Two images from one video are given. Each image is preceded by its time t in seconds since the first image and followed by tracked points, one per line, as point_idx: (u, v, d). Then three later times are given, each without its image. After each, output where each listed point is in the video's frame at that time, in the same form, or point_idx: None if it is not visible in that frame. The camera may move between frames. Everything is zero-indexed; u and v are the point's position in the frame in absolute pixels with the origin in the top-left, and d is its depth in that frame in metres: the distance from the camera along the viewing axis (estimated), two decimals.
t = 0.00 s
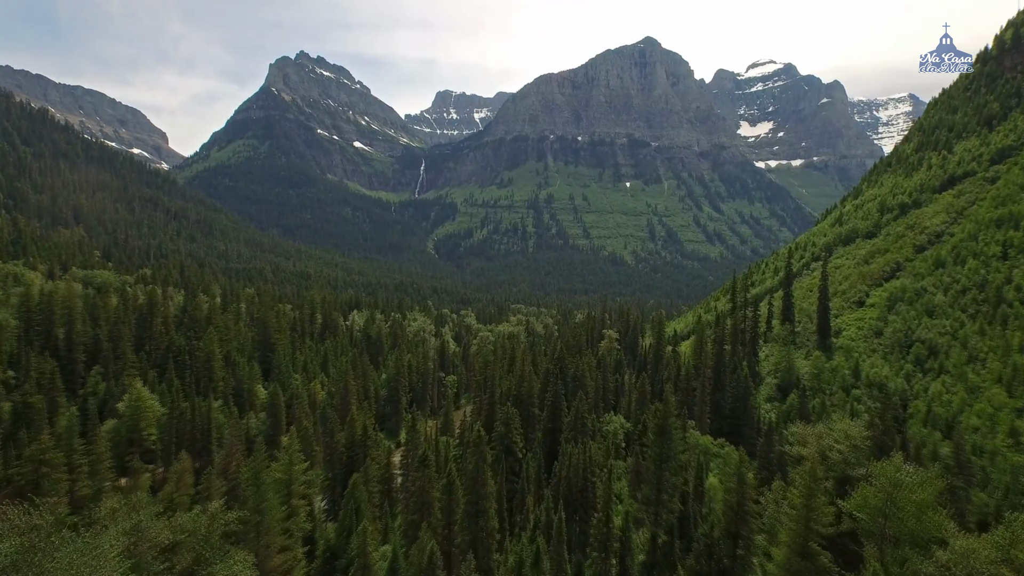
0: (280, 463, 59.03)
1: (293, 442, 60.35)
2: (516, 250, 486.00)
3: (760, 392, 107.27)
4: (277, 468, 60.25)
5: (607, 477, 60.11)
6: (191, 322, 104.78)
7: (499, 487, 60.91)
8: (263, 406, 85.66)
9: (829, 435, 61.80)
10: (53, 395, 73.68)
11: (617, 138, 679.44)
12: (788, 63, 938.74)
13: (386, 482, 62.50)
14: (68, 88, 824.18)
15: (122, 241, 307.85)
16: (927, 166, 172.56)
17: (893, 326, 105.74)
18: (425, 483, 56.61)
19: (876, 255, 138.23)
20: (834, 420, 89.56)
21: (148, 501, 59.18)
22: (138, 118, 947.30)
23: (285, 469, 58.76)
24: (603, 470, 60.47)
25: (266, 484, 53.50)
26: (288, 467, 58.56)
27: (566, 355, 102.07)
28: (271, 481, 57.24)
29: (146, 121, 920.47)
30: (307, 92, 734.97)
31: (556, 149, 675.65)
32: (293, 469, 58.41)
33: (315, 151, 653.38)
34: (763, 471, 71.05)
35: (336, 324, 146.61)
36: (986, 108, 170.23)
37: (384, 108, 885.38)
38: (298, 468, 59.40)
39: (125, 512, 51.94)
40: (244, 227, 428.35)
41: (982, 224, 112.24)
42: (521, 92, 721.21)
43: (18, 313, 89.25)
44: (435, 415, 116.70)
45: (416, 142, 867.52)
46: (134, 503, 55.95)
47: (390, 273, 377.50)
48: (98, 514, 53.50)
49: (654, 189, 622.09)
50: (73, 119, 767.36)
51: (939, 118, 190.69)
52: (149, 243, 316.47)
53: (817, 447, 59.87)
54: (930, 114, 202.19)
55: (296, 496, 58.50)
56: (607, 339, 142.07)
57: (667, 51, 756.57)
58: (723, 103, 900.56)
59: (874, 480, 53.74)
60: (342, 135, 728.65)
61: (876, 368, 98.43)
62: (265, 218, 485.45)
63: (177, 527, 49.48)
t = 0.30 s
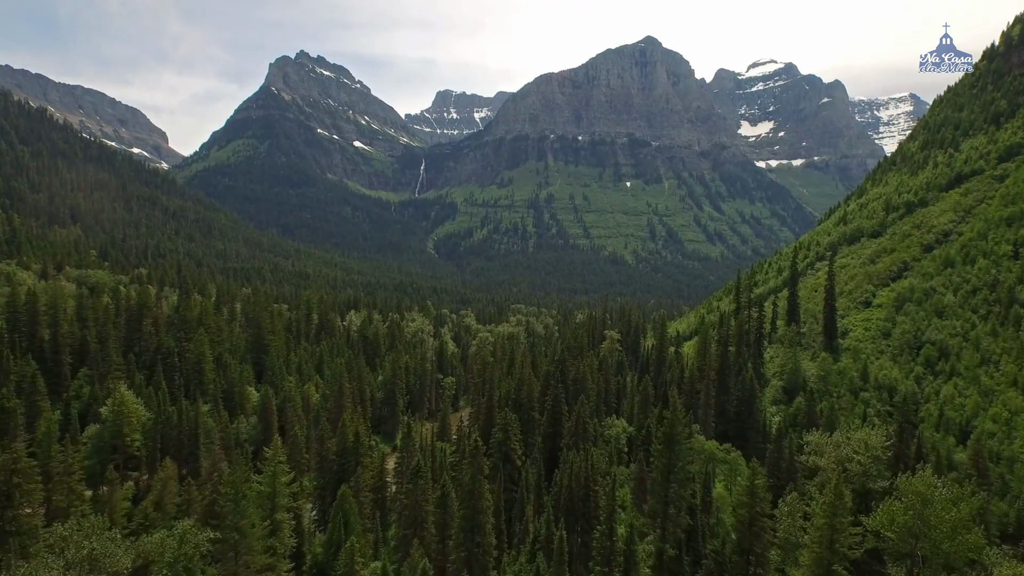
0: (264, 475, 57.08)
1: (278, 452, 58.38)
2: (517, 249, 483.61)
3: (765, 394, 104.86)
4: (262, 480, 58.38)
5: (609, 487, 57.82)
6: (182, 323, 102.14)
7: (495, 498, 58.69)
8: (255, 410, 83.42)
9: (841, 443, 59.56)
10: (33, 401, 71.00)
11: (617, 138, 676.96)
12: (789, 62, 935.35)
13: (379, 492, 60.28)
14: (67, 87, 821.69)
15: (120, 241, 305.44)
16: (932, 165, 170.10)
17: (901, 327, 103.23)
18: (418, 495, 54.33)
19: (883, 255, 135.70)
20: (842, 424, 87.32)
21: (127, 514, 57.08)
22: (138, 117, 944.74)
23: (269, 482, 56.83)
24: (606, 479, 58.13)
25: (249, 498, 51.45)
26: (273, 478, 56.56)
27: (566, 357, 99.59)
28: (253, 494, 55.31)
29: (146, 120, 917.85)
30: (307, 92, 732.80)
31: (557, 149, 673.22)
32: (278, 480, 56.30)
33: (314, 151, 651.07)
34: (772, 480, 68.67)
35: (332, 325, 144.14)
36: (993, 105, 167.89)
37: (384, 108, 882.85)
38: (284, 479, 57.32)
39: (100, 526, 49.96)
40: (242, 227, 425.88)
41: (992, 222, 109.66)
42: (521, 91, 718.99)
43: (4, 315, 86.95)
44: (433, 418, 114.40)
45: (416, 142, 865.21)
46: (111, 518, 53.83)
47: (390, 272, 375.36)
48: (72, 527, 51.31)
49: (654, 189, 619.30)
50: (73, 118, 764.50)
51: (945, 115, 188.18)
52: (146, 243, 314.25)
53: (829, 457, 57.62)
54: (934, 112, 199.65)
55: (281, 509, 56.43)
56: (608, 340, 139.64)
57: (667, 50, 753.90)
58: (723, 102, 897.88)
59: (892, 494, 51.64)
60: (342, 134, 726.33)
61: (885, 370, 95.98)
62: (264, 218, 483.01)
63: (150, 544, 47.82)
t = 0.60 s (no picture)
0: (246, 488, 54.72)
1: (260, 463, 55.88)
2: (517, 249, 480.97)
3: (771, 397, 102.59)
4: (240, 492, 56.03)
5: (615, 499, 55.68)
6: (173, 324, 99.87)
7: (491, 511, 56.32)
8: (246, 414, 81.12)
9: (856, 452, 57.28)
10: (13, 405, 69.59)
11: (618, 137, 674.75)
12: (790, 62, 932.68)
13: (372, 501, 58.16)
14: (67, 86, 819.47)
15: (117, 240, 303.00)
16: (938, 163, 167.78)
17: (910, 328, 100.61)
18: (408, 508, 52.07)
19: (889, 254, 133.14)
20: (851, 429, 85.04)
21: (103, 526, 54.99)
22: (138, 117, 942.53)
23: (251, 495, 54.43)
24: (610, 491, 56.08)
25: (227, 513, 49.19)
26: (252, 492, 54.19)
27: (568, 359, 97.26)
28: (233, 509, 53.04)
29: (146, 120, 915.20)
30: (307, 91, 730.66)
31: (557, 148, 671.03)
32: (259, 493, 53.97)
33: (314, 150, 648.80)
34: (781, 486, 66.76)
35: (329, 325, 141.91)
36: (1000, 103, 165.58)
37: (384, 107, 880.37)
38: (266, 491, 54.98)
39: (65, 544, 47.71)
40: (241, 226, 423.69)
41: (1002, 221, 107.00)
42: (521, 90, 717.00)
43: None
44: (431, 421, 112.27)
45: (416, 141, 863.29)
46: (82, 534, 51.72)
47: (390, 272, 373.23)
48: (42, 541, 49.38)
49: (655, 189, 616.78)
50: (72, 117, 761.68)
51: (950, 113, 185.81)
52: (144, 242, 312.02)
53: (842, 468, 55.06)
54: (939, 110, 197.08)
55: (263, 523, 54.26)
56: (610, 341, 137.41)
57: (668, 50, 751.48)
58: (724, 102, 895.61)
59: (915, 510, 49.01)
60: (342, 134, 724.08)
61: (894, 372, 93.30)
62: (263, 217, 480.57)
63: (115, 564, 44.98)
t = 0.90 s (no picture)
0: (224, 503, 52.44)
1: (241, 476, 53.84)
2: (517, 248, 478.52)
3: (776, 399, 100.37)
4: (222, 506, 53.85)
5: (619, 511, 53.27)
6: (162, 324, 97.59)
7: (488, 523, 53.84)
8: (236, 418, 79.83)
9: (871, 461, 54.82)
10: None
11: (618, 137, 672.61)
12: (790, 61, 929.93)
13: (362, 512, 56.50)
14: (66, 86, 816.51)
15: (114, 239, 300.56)
16: (943, 162, 165.33)
17: (918, 329, 98.29)
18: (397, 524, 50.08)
19: (895, 253, 130.68)
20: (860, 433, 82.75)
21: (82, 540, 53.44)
22: (137, 116, 939.37)
23: (229, 511, 52.12)
24: (612, 502, 53.88)
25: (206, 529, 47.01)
26: (232, 506, 52.04)
27: (569, 360, 94.99)
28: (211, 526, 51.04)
29: (145, 119, 912.06)
30: (306, 90, 728.18)
31: (557, 147, 668.87)
32: (239, 507, 51.87)
33: (314, 150, 646.53)
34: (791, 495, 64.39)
35: (325, 326, 139.44)
36: (1005, 101, 163.45)
37: (383, 107, 877.74)
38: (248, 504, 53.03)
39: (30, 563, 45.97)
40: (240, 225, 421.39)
41: (1012, 219, 104.37)
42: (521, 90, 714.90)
43: None
44: (428, 423, 110.06)
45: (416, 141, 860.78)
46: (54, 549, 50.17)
47: (389, 271, 371.29)
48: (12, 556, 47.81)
49: (655, 188, 614.45)
50: (71, 117, 758.89)
51: (955, 111, 183.61)
52: (142, 241, 309.82)
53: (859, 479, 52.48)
54: (944, 108, 194.71)
55: (243, 539, 52.27)
56: (611, 342, 135.33)
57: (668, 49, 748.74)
58: (725, 101, 893.33)
59: (943, 528, 45.86)
60: (342, 133, 721.92)
61: (903, 375, 90.95)
62: (261, 216, 478.11)
63: None
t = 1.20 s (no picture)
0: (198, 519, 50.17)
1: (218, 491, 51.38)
2: (517, 248, 476.21)
3: (782, 401, 98.23)
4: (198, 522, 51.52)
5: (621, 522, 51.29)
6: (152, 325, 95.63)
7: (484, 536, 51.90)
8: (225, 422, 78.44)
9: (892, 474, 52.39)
10: None
11: (618, 136, 670.33)
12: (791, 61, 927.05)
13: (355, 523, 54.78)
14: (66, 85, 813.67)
15: (111, 239, 298.11)
16: (948, 159, 162.88)
17: (927, 330, 95.71)
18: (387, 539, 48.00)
19: (902, 251, 128.16)
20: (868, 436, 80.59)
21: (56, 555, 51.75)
22: (136, 116, 936.49)
23: (204, 527, 49.99)
24: (614, 511, 52.01)
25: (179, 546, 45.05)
26: (207, 523, 49.77)
27: (569, 361, 92.87)
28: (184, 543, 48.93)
29: (145, 118, 909.11)
30: (306, 89, 725.54)
31: (557, 147, 666.88)
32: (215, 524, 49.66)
33: (313, 149, 644.30)
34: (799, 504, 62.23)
35: (321, 326, 137.04)
36: (1011, 99, 161.13)
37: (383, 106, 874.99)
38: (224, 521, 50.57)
39: None
40: (239, 224, 418.83)
41: None
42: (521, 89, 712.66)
43: None
44: (425, 425, 108.03)
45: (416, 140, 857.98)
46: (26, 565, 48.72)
47: (388, 271, 368.90)
48: None
49: (655, 188, 612.00)
50: (70, 116, 756.02)
51: (960, 109, 181.04)
52: (139, 241, 307.42)
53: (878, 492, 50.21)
54: (948, 106, 192.23)
55: (220, 558, 50.04)
56: (612, 342, 133.20)
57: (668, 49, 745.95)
58: (725, 101, 890.74)
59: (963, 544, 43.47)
60: (342, 133, 720.20)
61: (913, 376, 88.55)
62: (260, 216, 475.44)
63: None
